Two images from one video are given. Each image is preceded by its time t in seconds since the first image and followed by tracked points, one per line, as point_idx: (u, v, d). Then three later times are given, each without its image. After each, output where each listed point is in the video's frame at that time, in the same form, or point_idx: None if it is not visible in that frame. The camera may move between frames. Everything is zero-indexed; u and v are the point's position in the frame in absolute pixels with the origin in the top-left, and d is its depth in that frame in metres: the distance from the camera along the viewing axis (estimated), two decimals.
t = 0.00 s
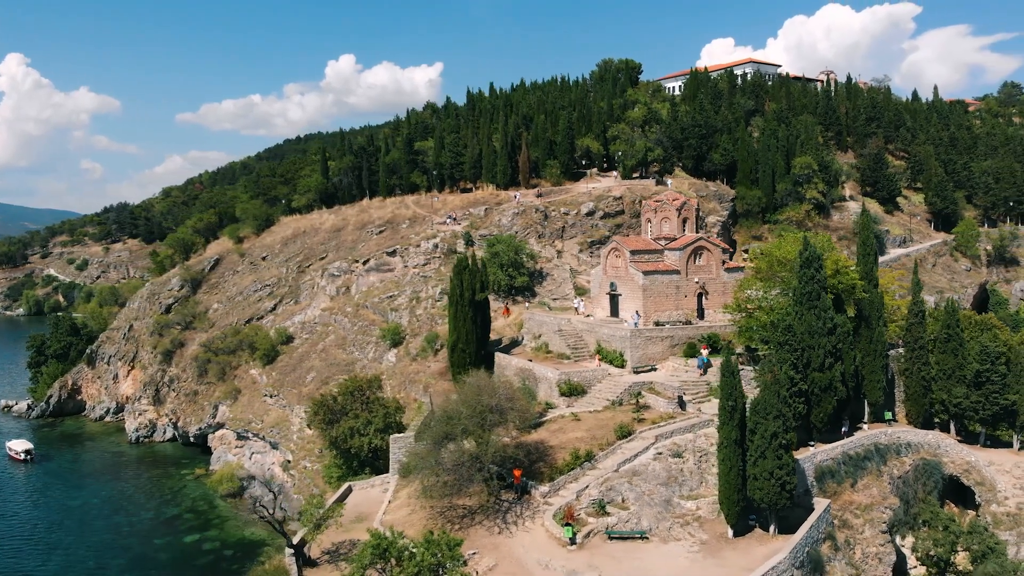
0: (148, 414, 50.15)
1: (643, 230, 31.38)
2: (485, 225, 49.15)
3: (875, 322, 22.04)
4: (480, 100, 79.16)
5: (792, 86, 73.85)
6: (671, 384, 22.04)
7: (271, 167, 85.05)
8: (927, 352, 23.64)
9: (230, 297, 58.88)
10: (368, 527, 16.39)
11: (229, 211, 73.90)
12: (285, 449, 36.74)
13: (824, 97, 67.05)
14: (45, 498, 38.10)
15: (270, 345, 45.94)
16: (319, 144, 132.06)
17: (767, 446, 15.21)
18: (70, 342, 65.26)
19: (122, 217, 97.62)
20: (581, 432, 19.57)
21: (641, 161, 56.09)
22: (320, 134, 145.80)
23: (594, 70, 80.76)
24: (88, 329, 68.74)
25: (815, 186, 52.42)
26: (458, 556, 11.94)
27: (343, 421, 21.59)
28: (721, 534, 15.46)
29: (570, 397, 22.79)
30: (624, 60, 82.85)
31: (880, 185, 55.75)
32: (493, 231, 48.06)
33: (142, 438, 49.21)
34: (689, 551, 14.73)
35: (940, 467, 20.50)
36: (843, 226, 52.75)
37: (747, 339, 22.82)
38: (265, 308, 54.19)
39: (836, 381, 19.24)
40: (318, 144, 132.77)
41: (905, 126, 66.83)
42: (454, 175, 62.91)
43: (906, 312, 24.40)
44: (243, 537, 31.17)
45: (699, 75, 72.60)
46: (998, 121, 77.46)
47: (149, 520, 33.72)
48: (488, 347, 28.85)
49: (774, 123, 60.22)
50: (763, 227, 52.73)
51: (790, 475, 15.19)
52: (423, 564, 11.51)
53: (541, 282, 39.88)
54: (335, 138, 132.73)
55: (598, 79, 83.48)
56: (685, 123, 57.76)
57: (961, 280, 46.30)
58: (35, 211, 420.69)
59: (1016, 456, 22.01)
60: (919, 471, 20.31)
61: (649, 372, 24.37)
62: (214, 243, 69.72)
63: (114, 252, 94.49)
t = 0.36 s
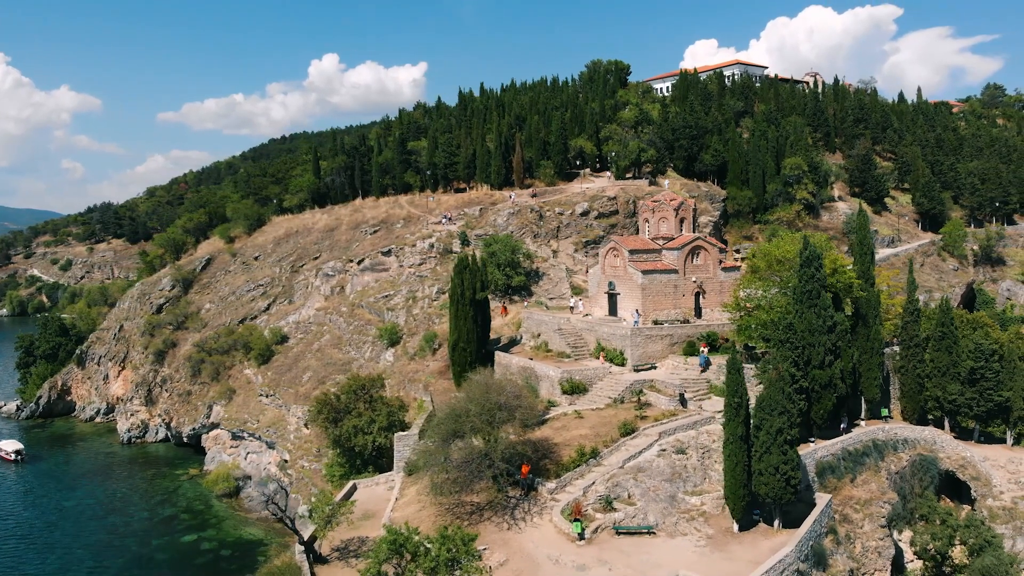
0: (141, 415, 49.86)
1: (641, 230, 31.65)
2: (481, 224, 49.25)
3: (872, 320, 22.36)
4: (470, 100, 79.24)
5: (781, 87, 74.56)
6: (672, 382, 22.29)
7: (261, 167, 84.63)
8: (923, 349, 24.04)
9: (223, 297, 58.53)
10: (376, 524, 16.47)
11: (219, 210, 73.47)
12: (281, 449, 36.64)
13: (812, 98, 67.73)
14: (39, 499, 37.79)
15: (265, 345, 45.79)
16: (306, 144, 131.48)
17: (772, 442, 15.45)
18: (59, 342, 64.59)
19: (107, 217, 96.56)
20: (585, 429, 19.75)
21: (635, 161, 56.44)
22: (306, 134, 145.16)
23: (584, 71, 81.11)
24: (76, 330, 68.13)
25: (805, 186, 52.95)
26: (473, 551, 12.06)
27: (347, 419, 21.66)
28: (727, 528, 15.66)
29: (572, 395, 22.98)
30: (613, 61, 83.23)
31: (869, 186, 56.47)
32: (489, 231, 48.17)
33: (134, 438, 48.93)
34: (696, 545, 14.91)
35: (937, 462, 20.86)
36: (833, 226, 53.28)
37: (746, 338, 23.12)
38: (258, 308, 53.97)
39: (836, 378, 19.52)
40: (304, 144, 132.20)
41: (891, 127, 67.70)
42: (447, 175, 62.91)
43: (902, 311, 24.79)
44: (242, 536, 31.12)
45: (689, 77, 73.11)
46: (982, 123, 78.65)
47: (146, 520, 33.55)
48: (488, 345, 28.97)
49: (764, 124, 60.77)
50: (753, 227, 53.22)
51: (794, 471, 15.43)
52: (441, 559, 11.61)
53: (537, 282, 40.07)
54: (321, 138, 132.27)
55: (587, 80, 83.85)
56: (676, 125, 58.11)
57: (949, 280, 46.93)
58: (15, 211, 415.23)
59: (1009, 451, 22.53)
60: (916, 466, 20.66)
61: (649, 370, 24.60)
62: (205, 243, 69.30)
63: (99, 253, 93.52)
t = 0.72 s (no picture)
0: (134, 415, 49.62)
1: (639, 230, 31.91)
2: (477, 224, 49.34)
3: (869, 318, 22.65)
4: (462, 101, 79.29)
5: (771, 88, 75.15)
6: (673, 380, 22.52)
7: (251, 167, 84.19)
8: (919, 347, 24.38)
9: (216, 297, 58.21)
10: (384, 522, 16.56)
11: (211, 210, 73.11)
12: (279, 448, 36.56)
13: (802, 99, 68.33)
14: (32, 499, 37.49)
15: (260, 344, 45.66)
16: (294, 144, 130.96)
17: (777, 438, 15.66)
18: (50, 343, 64.04)
19: (94, 216, 95.61)
20: (588, 427, 19.90)
21: (629, 162, 56.72)
22: (294, 134, 144.53)
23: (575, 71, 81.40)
24: (66, 330, 67.59)
25: (796, 187, 53.43)
26: (486, 547, 12.21)
27: (351, 418, 21.72)
28: (732, 524, 15.86)
29: (574, 394, 23.13)
30: (605, 62, 83.52)
31: (859, 187, 57.09)
32: (485, 231, 48.28)
33: (127, 439, 48.75)
34: (702, 540, 15.08)
35: (933, 458, 21.19)
36: (824, 226, 53.75)
37: (746, 337, 23.37)
38: (253, 308, 53.76)
39: (836, 375, 19.78)
40: (292, 144, 131.66)
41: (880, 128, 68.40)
42: (442, 175, 62.90)
43: (898, 309, 25.13)
44: (240, 536, 31.09)
45: (680, 78, 73.53)
46: (967, 124, 79.61)
47: (143, 520, 33.42)
48: (488, 344, 29.06)
49: (755, 125, 61.28)
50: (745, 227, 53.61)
51: (799, 467, 15.62)
52: (455, 555, 11.76)
53: (534, 281, 40.19)
54: (310, 139, 131.80)
55: (578, 81, 84.19)
56: (668, 126, 58.41)
57: (939, 279, 47.47)
58: None
59: (1002, 447, 22.97)
60: (913, 463, 20.96)
61: (649, 368, 24.79)
62: (197, 242, 68.92)
63: (85, 253, 92.60)
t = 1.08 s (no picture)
0: (126, 416, 49.36)
1: (636, 230, 32.17)
2: (472, 224, 49.42)
3: (866, 317, 22.99)
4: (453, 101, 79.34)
5: (760, 90, 75.81)
6: (673, 378, 22.79)
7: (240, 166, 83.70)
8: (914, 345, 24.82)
9: (209, 297, 57.82)
10: (393, 519, 16.64)
11: (202, 210, 72.66)
12: (276, 448, 36.48)
13: (791, 101, 68.98)
14: (26, 500, 37.18)
15: (256, 345, 45.52)
16: (281, 145, 130.31)
17: (781, 434, 15.92)
18: (39, 343, 63.45)
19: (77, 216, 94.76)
20: (591, 425, 20.08)
21: (622, 163, 57.06)
22: (280, 134, 143.72)
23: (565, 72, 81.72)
24: (54, 330, 66.93)
25: (786, 188, 53.97)
26: (500, 542, 12.38)
27: (355, 417, 21.77)
28: (737, 519, 16.09)
29: (576, 391, 23.30)
30: (595, 63, 83.87)
31: (847, 188, 57.77)
32: (481, 231, 48.39)
33: (120, 439, 48.59)
34: (709, 535, 15.30)
35: (930, 454, 21.53)
36: (814, 226, 54.30)
37: (746, 335, 23.66)
38: (247, 308, 53.43)
39: (835, 373, 20.09)
40: (279, 145, 130.98)
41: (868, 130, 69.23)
42: (436, 175, 62.94)
43: (894, 308, 25.54)
44: (238, 536, 31.07)
45: (670, 79, 74.02)
46: (952, 125, 80.73)
47: (139, 521, 33.28)
48: (487, 344, 29.18)
49: (745, 126, 61.82)
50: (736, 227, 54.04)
51: (803, 462, 15.89)
52: (471, 550, 11.94)
53: (531, 281, 40.36)
54: (298, 139, 131.21)
55: (567, 81, 84.53)
56: (660, 127, 58.75)
57: (928, 279, 48.12)
58: None
59: (995, 443, 23.58)
60: (909, 458, 21.30)
61: (649, 367, 25.03)
62: (188, 242, 68.49)
63: (69, 253, 91.55)
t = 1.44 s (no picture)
0: (119, 416, 49.22)
1: (635, 230, 32.41)
2: (469, 224, 49.46)
3: (864, 315, 23.29)
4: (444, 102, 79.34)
5: (750, 91, 76.32)
6: (674, 376, 23.02)
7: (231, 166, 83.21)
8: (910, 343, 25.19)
9: (203, 297, 57.43)
10: (400, 516, 16.74)
11: (194, 210, 72.27)
12: (273, 448, 36.40)
13: (781, 102, 69.50)
14: (20, 501, 36.90)
15: (251, 344, 45.34)
16: (269, 145, 129.61)
17: (785, 430, 16.14)
18: (30, 343, 62.98)
19: (62, 215, 93.55)
20: (594, 422, 20.23)
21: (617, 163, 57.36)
22: (267, 134, 142.86)
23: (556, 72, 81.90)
24: (44, 331, 66.31)
25: (778, 188, 54.36)
26: (512, 537, 12.52)
27: (358, 415, 21.82)
28: (741, 515, 16.30)
29: (577, 390, 23.44)
30: (585, 64, 84.10)
31: (837, 188, 58.31)
32: (477, 231, 48.45)
33: (112, 440, 48.45)
34: (715, 530, 15.49)
35: (926, 450, 21.85)
36: (805, 227, 54.77)
37: (745, 334, 23.94)
38: (241, 308, 53.12)
39: (835, 370, 20.38)
40: (266, 145, 130.26)
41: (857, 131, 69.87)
42: (431, 175, 62.91)
43: (889, 307, 25.91)
44: (237, 536, 31.06)
45: (661, 80, 74.39)
46: (940, 127, 81.62)
47: (137, 521, 33.15)
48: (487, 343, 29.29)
49: (737, 127, 62.25)
50: (728, 228, 54.39)
51: (806, 457, 16.12)
52: (485, 545, 12.10)
53: (528, 280, 40.48)
54: (286, 139, 130.58)
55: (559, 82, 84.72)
56: (652, 128, 59.00)
57: (918, 279, 48.62)
58: None
59: (989, 439, 24.03)
60: (906, 455, 21.60)
61: (649, 365, 25.27)
62: (180, 242, 68.12)
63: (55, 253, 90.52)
